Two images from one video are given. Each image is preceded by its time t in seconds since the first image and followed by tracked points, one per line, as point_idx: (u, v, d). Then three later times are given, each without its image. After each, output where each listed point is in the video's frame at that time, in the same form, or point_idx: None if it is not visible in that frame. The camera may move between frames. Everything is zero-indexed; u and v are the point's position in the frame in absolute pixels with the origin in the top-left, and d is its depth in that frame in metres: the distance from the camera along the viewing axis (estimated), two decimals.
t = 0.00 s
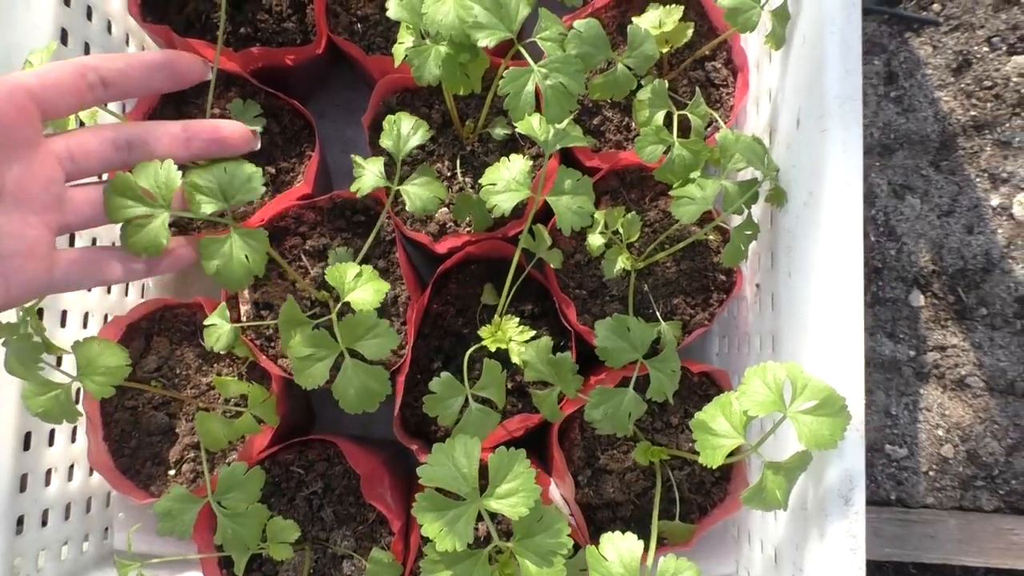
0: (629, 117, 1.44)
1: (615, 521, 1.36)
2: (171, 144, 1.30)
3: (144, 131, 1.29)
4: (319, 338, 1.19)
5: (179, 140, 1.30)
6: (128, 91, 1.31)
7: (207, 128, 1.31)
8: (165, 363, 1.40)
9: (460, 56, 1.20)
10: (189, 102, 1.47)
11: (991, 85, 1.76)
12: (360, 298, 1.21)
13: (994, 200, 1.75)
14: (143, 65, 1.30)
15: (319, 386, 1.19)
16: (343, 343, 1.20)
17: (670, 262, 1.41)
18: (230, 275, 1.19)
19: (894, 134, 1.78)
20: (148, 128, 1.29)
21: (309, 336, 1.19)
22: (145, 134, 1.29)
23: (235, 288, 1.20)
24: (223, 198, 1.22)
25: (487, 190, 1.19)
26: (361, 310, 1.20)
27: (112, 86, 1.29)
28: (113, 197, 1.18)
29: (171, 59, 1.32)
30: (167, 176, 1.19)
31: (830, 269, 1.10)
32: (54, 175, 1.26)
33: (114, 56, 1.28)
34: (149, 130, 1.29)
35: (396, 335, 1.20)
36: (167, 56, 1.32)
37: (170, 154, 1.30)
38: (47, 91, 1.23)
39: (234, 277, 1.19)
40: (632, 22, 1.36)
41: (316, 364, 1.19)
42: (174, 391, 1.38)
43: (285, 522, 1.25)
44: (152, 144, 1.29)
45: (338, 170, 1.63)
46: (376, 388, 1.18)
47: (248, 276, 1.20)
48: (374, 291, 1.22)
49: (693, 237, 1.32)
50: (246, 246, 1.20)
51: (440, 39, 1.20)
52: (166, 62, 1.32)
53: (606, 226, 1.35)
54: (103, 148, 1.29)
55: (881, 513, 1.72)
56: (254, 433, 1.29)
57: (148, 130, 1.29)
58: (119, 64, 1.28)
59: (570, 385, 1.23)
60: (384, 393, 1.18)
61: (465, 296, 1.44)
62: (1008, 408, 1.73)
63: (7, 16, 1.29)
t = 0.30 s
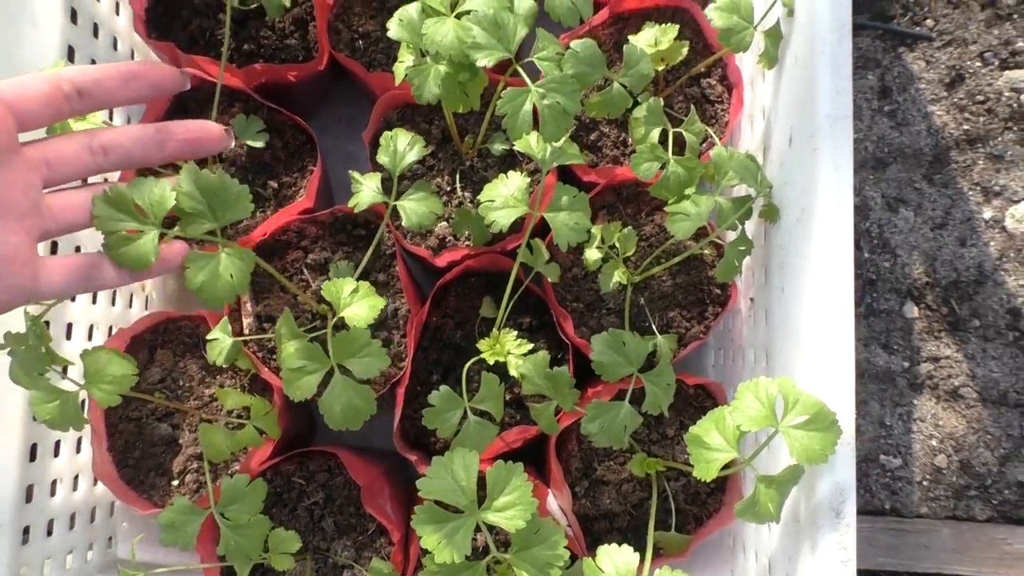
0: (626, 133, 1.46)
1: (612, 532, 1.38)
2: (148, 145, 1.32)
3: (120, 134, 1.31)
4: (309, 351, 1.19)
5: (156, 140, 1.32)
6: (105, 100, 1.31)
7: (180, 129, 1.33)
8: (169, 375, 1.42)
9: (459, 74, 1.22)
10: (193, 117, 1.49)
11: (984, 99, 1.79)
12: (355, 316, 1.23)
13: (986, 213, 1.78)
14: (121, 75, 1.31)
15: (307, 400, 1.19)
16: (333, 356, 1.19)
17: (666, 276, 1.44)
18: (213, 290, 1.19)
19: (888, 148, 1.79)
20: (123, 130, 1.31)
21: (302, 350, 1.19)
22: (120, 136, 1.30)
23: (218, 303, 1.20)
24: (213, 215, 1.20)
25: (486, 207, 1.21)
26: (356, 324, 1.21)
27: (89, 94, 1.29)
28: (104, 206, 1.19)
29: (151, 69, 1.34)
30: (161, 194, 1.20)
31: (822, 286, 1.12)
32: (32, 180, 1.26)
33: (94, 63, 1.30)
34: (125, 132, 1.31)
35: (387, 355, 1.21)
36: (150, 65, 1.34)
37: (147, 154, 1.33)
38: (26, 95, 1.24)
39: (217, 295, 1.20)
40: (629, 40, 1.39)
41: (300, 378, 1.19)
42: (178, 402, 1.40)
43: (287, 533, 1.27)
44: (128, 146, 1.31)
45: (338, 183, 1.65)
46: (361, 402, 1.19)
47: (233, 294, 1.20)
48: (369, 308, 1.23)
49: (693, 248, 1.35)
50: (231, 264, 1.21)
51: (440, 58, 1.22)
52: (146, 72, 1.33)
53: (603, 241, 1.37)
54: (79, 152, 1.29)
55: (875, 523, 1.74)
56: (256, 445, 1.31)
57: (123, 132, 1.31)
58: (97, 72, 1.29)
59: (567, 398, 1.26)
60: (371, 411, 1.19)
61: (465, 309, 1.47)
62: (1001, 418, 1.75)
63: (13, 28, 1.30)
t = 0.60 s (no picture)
0: (614, 167, 1.49)
1: (602, 562, 1.40)
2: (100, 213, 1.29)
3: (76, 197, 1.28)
4: (296, 421, 1.23)
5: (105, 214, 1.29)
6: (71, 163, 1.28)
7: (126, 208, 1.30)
8: (164, 409, 1.45)
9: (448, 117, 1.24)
10: (189, 153, 1.51)
11: (969, 128, 1.81)
12: (339, 372, 1.25)
13: (972, 241, 1.80)
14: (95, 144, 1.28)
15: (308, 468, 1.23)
16: (321, 421, 1.23)
17: (654, 309, 1.46)
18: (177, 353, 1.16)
19: (875, 176, 1.82)
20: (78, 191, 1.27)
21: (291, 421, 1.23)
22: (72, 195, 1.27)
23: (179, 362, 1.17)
24: (189, 287, 1.15)
25: (474, 248, 1.23)
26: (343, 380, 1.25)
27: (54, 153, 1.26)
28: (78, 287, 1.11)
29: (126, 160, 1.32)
30: (133, 273, 1.12)
31: (805, 324, 1.15)
32: None
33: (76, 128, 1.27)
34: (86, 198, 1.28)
35: (375, 415, 1.24)
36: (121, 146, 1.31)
37: (90, 224, 1.30)
38: None
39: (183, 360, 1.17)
40: (616, 78, 1.41)
41: (293, 446, 1.23)
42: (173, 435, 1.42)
43: (279, 567, 1.29)
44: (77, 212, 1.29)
45: (333, 215, 1.67)
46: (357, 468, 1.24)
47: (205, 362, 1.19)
48: (354, 365, 1.26)
49: (682, 283, 1.37)
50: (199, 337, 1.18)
51: (430, 101, 1.24)
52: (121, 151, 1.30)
53: (592, 276, 1.40)
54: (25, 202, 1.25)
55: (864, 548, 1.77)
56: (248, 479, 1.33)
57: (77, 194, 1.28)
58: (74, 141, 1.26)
59: (556, 435, 1.28)
60: (364, 469, 1.24)
61: (457, 341, 1.49)
62: (987, 444, 1.78)
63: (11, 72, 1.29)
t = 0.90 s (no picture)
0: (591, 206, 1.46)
1: None
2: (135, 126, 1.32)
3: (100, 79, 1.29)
4: (259, 453, 1.22)
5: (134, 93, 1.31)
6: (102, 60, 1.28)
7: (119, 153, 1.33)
8: (133, 451, 1.43)
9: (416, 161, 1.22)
10: (160, 189, 1.50)
11: (955, 159, 1.79)
12: (304, 403, 1.26)
13: (957, 274, 1.78)
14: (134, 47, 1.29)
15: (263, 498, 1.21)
16: (283, 452, 1.22)
17: (630, 350, 1.44)
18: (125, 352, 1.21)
19: (859, 209, 1.80)
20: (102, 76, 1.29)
21: (250, 450, 1.22)
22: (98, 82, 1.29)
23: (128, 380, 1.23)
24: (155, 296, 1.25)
25: (441, 295, 1.21)
26: (306, 411, 1.25)
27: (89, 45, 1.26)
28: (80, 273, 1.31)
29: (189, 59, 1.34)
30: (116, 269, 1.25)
31: (777, 376, 1.14)
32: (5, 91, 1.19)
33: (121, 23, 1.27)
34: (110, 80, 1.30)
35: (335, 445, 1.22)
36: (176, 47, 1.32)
37: (111, 132, 1.31)
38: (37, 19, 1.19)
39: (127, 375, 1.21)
40: (591, 117, 1.39)
41: (255, 478, 1.21)
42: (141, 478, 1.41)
43: None
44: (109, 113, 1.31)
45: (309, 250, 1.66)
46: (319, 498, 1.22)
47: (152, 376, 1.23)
48: (318, 393, 1.26)
49: (656, 327, 1.35)
50: (149, 349, 1.22)
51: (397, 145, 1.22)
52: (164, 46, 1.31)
53: (565, 318, 1.38)
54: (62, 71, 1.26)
55: None
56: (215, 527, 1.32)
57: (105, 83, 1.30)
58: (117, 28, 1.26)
59: (525, 484, 1.27)
60: (323, 503, 1.22)
61: (430, 381, 1.47)
62: (972, 481, 1.76)
63: None
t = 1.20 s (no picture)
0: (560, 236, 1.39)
1: None
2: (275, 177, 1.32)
3: (247, 156, 1.29)
4: (184, 502, 1.18)
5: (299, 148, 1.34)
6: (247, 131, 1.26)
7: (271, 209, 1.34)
8: (78, 497, 1.37)
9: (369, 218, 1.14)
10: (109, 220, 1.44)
11: (946, 182, 1.71)
12: (239, 451, 1.21)
13: (948, 301, 1.71)
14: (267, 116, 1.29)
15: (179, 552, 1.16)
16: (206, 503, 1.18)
17: (600, 389, 1.37)
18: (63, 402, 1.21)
19: (846, 234, 1.72)
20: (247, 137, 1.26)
21: (173, 502, 1.17)
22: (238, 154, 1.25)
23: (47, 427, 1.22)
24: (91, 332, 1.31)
25: (393, 338, 1.15)
26: (239, 460, 1.20)
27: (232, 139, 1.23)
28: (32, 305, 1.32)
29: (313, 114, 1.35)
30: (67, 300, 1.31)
31: (750, 430, 1.04)
32: (130, 277, 1.15)
33: (247, 97, 1.26)
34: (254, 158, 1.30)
35: (262, 499, 1.19)
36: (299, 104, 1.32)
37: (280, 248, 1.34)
38: (157, 170, 1.11)
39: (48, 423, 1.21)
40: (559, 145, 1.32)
41: (174, 530, 1.17)
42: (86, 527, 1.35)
43: None
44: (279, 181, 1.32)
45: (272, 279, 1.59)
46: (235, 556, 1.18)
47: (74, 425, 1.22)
48: (259, 440, 1.22)
49: (628, 368, 1.28)
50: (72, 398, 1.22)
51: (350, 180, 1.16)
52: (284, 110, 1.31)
53: (530, 357, 1.30)
54: (193, 253, 1.23)
55: None
56: None
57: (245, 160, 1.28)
58: (251, 107, 1.26)
59: (486, 537, 1.19)
60: (244, 562, 1.19)
61: (392, 422, 1.40)
62: (965, 518, 1.68)
63: None
